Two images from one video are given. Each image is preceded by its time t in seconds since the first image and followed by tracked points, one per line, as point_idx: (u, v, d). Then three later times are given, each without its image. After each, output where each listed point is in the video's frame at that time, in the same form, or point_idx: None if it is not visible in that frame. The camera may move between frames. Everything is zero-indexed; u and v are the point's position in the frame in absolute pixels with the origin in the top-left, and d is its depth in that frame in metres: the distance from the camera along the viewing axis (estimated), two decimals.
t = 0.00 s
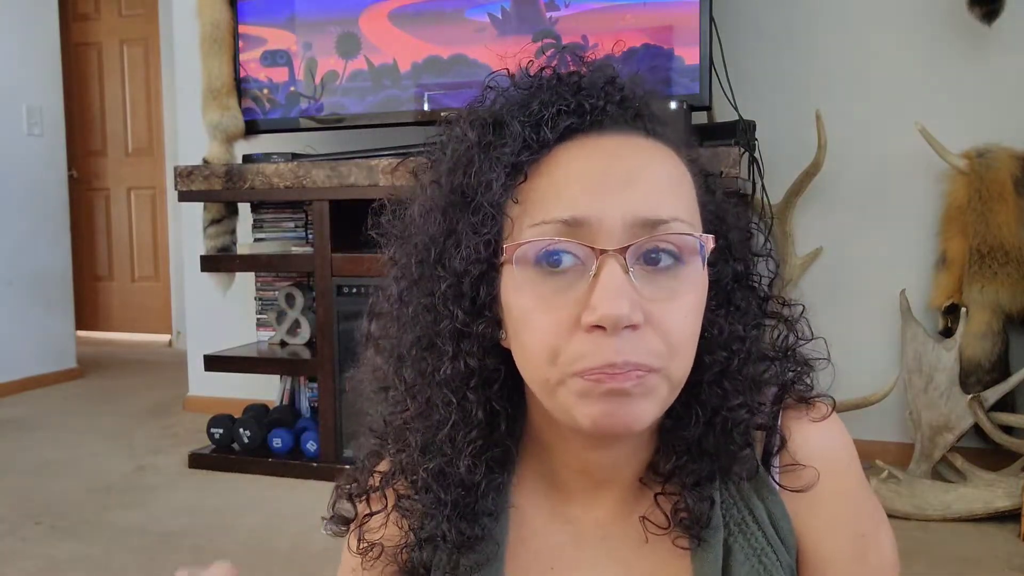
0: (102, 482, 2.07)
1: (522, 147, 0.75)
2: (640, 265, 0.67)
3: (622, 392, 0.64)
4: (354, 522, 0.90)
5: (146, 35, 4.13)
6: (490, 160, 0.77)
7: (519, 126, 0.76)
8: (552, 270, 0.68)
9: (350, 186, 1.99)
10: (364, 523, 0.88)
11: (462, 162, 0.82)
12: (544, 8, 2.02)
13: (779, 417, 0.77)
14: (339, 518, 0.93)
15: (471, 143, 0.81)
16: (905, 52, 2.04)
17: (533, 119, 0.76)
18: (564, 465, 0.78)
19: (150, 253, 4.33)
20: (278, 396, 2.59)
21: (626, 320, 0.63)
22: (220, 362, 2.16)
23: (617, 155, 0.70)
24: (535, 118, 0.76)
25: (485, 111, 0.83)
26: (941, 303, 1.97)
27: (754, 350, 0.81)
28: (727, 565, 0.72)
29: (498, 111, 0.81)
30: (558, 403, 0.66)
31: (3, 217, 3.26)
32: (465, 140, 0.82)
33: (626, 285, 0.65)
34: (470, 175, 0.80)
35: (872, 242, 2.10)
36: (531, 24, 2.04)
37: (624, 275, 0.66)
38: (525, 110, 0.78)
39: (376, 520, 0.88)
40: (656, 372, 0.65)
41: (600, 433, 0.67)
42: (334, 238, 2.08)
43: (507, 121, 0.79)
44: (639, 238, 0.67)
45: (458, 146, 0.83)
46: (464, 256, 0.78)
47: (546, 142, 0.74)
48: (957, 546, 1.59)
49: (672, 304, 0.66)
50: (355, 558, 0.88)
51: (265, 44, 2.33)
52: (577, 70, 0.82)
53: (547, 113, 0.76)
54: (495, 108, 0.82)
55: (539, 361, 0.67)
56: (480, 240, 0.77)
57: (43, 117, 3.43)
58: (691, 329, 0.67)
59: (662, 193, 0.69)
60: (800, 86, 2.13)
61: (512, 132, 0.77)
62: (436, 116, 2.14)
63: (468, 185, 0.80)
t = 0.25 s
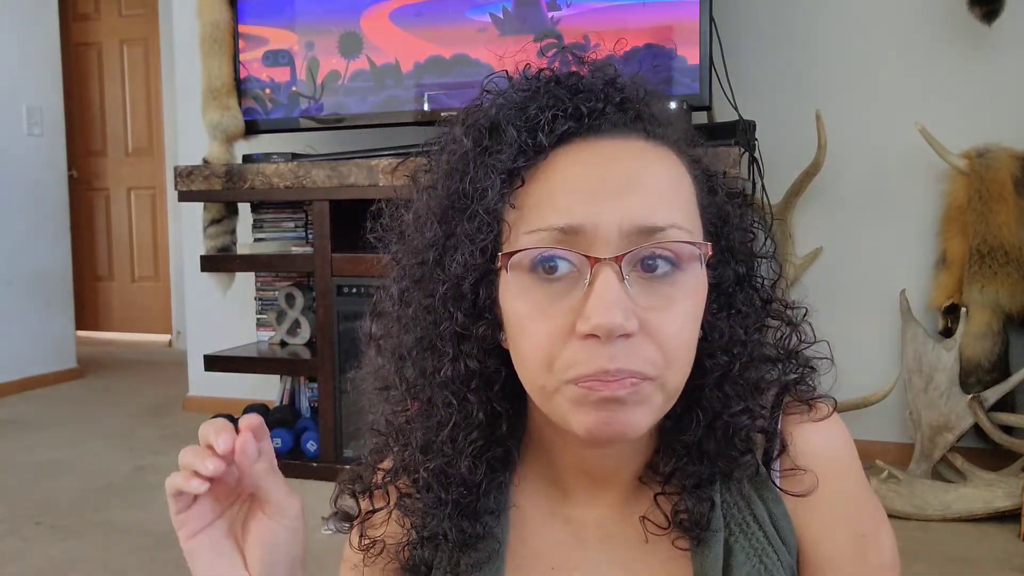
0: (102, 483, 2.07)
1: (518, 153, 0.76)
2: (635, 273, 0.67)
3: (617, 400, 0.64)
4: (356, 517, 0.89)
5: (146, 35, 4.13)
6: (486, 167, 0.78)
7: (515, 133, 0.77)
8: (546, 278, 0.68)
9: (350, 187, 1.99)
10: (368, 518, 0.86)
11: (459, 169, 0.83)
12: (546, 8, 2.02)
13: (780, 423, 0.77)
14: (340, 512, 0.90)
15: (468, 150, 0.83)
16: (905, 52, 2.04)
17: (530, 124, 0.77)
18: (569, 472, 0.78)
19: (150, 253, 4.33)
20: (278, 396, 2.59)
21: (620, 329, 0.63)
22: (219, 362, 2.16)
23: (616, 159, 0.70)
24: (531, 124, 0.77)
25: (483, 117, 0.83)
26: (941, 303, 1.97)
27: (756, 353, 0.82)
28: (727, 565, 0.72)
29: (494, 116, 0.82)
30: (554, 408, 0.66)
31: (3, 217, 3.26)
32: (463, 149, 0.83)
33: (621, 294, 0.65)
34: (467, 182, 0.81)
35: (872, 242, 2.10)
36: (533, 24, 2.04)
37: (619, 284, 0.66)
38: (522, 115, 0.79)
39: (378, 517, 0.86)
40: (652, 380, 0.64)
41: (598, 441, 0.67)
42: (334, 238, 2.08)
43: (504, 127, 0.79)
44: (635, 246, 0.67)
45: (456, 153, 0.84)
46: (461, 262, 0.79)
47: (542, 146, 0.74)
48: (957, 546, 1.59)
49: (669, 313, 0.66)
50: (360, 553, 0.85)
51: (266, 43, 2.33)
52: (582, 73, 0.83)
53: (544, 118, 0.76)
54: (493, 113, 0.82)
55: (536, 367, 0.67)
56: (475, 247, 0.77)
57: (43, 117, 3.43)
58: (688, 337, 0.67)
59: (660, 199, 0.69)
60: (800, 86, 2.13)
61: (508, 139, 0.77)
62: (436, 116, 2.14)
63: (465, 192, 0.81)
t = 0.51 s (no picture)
0: (101, 483, 2.07)
1: (517, 153, 0.76)
2: (634, 273, 0.67)
3: (615, 402, 0.63)
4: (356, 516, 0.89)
5: (146, 35, 4.13)
6: (485, 167, 0.78)
7: (514, 133, 0.77)
8: (545, 280, 0.68)
9: (350, 187, 1.99)
10: (368, 518, 0.86)
11: (459, 169, 0.83)
12: (548, 8, 2.02)
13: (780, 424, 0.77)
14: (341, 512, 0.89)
15: (466, 150, 0.83)
16: (905, 52, 2.04)
17: (529, 124, 0.77)
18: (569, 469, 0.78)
19: (150, 253, 4.33)
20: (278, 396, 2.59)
21: (618, 329, 0.63)
22: (219, 362, 2.16)
23: (614, 159, 0.70)
24: (530, 124, 0.77)
25: (482, 117, 0.84)
26: (941, 303, 1.97)
27: (755, 353, 0.82)
28: (726, 565, 0.72)
29: (493, 116, 0.82)
30: (552, 409, 0.66)
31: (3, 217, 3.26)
32: (461, 150, 0.84)
33: (619, 294, 0.65)
34: (466, 182, 0.80)
35: (872, 242, 2.10)
36: (535, 24, 2.04)
37: (617, 283, 0.66)
38: (521, 116, 0.79)
39: (378, 516, 0.86)
40: (649, 382, 0.64)
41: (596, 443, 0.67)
42: (334, 238, 2.08)
43: (503, 127, 0.79)
44: (634, 246, 0.67)
45: (455, 153, 0.85)
46: (461, 262, 0.79)
47: (540, 146, 0.74)
48: (957, 546, 1.59)
49: (667, 313, 0.66)
50: (358, 556, 0.86)
51: (268, 43, 2.32)
52: (582, 74, 0.83)
53: (542, 118, 0.76)
54: (491, 113, 0.83)
55: (533, 368, 0.67)
56: (474, 248, 0.78)
57: (43, 117, 3.43)
58: (687, 338, 0.67)
59: (658, 200, 0.69)
60: (800, 86, 2.13)
61: (507, 139, 0.77)
62: (436, 116, 2.14)
63: (464, 193, 0.81)
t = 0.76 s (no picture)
0: (101, 483, 2.07)
1: (512, 152, 0.76)
2: (630, 271, 0.67)
3: (614, 402, 0.64)
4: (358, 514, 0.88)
5: (146, 35, 4.13)
6: (481, 167, 0.79)
7: (510, 132, 0.77)
8: (542, 280, 0.68)
9: (350, 187, 1.99)
10: (371, 516, 0.86)
11: (456, 169, 0.83)
12: (549, 8, 2.02)
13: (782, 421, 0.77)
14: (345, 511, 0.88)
15: (462, 150, 0.83)
16: (905, 52, 2.04)
17: (524, 123, 0.77)
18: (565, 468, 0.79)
19: (151, 253, 4.32)
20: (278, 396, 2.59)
21: (616, 326, 0.63)
22: (219, 362, 2.16)
23: (608, 158, 0.70)
24: (526, 123, 0.77)
25: (478, 116, 0.84)
26: (941, 303, 1.97)
27: (756, 350, 0.81)
28: (727, 565, 0.72)
29: (488, 116, 0.82)
30: (552, 409, 0.66)
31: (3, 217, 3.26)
32: (456, 151, 0.84)
33: (615, 292, 0.65)
34: (462, 183, 0.81)
35: (872, 242, 2.10)
36: (537, 24, 2.04)
37: (614, 281, 0.66)
38: (518, 114, 0.79)
39: (381, 514, 0.86)
40: (647, 382, 0.65)
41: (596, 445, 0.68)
42: (334, 238, 2.08)
43: (498, 127, 0.79)
44: (631, 244, 0.67)
45: (450, 155, 0.85)
46: (459, 262, 0.79)
47: (536, 145, 0.74)
48: (957, 546, 1.59)
49: (664, 310, 0.66)
50: (360, 553, 0.86)
51: (270, 43, 2.32)
52: (579, 72, 0.83)
53: (537, 116, 0.76)
54: (488, 112, 0.83)
55: (533, 367, 0.67)
56: (473, 248, 0.78)
57: (43, 117, 3.43)
58: (685, 336, 0.67)
59: (653, 198, 0.69)
60: (800, 86, 2.13)
61: (502, 139, 0.77)
62: (435, 116, 2.14)
63: (461, 193, 0.81)
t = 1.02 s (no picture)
0: (102, 483, 2.07)
1: (529, 135, 0.75)
2: (646, 252, 0.67)
3: (628, 384, 0.64)
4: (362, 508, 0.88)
5: (146, 35, 4.13)
6: (497, 148, 0.78)
7: (527, 115, 0.76)
8: (557, 261, 0.68)
9: (350, 187, 1.99)
10: (374, 509, 0.86)
11: (470, 152, 0.82)
12: (551, 8, 2.02)
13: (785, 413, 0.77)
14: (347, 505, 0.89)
15: (478, 132, 0.82)
16: (905, 52, 2.04)
17: (541, 107, 0.76)
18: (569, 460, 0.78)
19: (151, 253, 4.32)
20: (278, 396, 2.59)
21: (632, 307, 0.63)
22: (219, 362, 2.16)
23: (625, 143, 0.70)
24: (542, 107, 0.76)
25: (494, 100, 0.82)
26: (941, 303, 1.97)
27: (763, 342, 0.81)
28: (736, 556, 0.73)
29: (505, 99, 0.81)
30: (564, 391, 0.66)
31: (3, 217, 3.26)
32: (472, 132, 0.83)
33: (631, 273, 0.65)
34: (478, 164, 0.80)
35: (872, 242, 2.10)
36: (538, 24, 2.04)
37: (630, 262, 0.66)
38: (533, 99, 0.78)
39: (385, 507, 0.86)
40: (661, 363, 0.64)
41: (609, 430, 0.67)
42: (334, 238, 2.08)
43: (515, 110, 0.78)
44: (647, 224, 0.68)
45: (466, 135, 0.84)
46: (471, 244, 0.78)
47: (552, 129, 0.74)
48: (957, 546, 1.59)
49: (678, 292, 0.66)
50: (364, 545, 0.85)
51: (271, 43, 2.32)
52: (591, 61, 0.82)
53: (554, 101, 0.76)
54: (502, 97, 0.82)
55: (546, 351, 0.67)
56: (486, 228, 0.77)
57: (43, 117, 3.43)
58: (697, 318, 0.67)
59: (668, 182, 0.70)
60: (800, 86, 2.13)
61: (519, 121, 0.77)
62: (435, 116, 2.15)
63: (476, 174, 0.80)
